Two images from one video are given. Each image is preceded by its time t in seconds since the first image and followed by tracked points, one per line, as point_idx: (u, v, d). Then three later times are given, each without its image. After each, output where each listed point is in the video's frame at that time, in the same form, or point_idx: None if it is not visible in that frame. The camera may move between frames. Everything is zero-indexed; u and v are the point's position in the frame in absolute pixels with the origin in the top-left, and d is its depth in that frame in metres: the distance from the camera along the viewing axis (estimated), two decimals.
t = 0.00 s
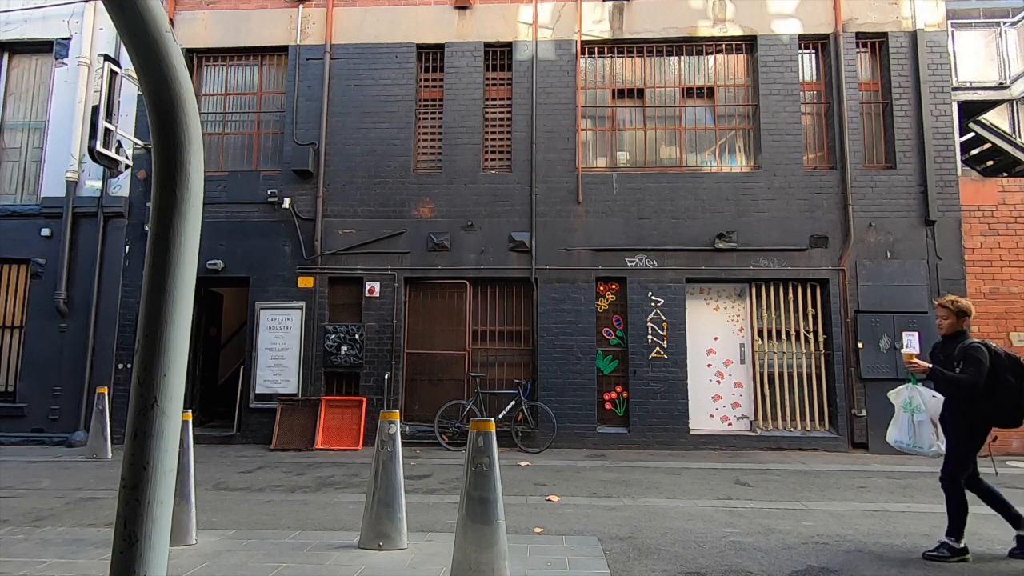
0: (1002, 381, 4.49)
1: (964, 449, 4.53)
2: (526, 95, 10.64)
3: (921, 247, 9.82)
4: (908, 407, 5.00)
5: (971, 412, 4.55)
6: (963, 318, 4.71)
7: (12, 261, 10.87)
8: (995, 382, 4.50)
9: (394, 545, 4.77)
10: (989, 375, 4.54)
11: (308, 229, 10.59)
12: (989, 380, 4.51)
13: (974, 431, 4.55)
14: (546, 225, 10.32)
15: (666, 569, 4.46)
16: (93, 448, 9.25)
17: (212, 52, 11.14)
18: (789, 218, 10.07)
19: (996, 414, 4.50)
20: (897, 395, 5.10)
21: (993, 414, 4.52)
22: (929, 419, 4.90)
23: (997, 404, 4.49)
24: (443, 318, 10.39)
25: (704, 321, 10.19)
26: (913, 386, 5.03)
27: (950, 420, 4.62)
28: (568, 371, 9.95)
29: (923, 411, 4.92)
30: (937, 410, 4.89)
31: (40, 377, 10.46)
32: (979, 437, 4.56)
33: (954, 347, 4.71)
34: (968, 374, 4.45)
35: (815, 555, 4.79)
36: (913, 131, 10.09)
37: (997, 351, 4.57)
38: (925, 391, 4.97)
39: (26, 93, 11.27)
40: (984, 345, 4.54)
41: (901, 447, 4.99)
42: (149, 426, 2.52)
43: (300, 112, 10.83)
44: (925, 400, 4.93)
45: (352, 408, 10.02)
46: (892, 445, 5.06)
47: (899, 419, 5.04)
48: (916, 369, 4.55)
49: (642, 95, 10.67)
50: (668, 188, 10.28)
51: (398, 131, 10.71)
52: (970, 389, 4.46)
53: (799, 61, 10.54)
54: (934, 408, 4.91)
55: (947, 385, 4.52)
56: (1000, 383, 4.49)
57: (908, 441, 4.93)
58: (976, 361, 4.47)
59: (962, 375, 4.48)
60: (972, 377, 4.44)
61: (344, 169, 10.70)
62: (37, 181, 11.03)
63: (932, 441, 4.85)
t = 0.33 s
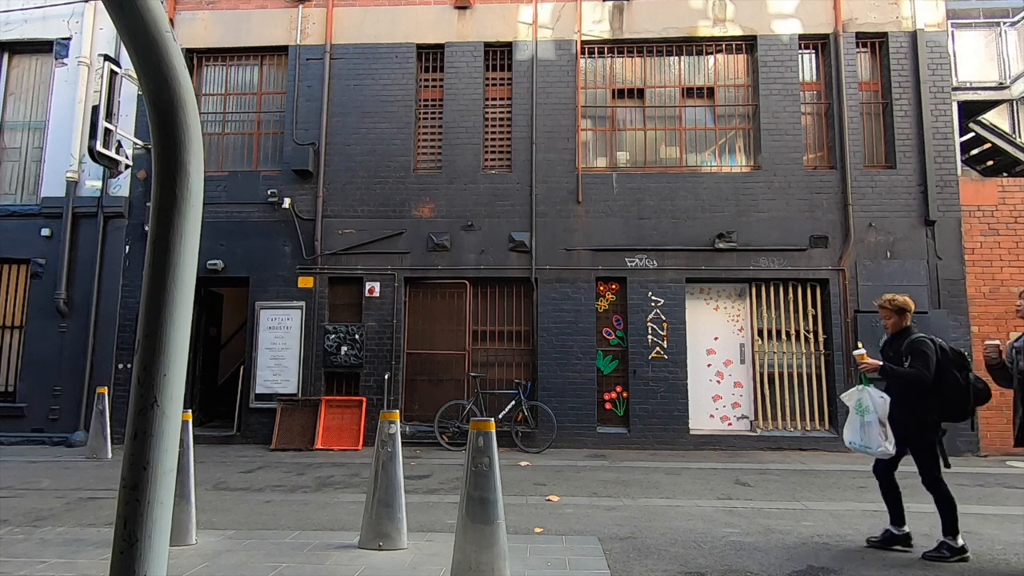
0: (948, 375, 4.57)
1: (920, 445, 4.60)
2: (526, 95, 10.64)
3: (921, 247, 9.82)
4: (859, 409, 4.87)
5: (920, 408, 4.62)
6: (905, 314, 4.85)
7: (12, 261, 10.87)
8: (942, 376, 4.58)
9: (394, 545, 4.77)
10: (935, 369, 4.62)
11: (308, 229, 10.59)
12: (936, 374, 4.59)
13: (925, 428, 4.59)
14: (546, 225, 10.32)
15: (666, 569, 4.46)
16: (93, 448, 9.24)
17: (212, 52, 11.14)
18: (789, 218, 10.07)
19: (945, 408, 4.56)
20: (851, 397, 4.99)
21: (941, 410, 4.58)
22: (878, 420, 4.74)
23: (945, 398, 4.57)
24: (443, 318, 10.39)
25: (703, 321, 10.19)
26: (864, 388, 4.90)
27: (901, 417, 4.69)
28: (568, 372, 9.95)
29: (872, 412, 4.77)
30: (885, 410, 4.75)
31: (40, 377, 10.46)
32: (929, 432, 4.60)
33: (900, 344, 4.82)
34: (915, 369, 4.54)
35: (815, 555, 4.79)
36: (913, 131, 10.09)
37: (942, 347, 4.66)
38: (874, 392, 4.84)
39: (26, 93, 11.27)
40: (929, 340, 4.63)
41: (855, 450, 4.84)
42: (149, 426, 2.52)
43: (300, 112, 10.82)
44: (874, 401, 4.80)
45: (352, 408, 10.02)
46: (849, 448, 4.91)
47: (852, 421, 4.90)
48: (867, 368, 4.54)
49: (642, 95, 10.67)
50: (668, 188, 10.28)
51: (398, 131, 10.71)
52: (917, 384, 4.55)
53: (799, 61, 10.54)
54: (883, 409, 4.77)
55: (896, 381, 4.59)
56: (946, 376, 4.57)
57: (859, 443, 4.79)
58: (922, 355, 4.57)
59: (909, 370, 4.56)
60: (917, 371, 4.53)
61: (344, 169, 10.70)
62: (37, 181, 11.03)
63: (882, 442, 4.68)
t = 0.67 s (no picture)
0: (890, 377, 4.68)
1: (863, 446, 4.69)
2: (526, 95, 10.65)
3: (921, 247, 9.82)
4: (808, 413, 4.95)
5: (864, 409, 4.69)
6: (851, 318, 4.92)
7: (12, 261, 10.87)
8: (885, 378, 4.68)
9: (394, 545, 4.77)
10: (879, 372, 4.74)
11: (308, 229, 10.59)
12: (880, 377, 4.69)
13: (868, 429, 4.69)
14: (546, 225, 10.32)
15: (666, 569, 4.45)
16: (93, 448, 9.24)
17: (212, 52, 11.14)
18: (789, 218, 10.07)
19: (888, 409, 4.65)
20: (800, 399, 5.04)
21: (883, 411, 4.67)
22: (826, 424, 4.85)
23: (887, 399, 4.65)
24: (443, 319, 10.39)
25: (703, 321, 10.19)
26: (813, 392, 4.97)
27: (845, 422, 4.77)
28: (568, 372, 9.95)
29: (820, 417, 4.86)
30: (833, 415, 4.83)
31: (40, 377, 10.46)
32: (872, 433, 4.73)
33: (845, 348, 4.92)
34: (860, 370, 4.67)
35: (815, 555, 4.79)
36: (913, 131, 10.09)
37: (886, 350, 4.78)
38: (823, 397, 4.91)
39: (26, 93, 11.26)
40: (874, 342, 4.74)
41: (804, 452, 4.95)
42: (149, 426, 2.52)
43: (300, 112, 10.82)
44: (822, 406, 4.86)
45: (352, 408, 10.02)
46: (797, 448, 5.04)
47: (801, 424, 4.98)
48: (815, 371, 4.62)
49: (642, 95, 10.67)
50: (668, 188, 10.28)
51: (399, 131, 10.71)
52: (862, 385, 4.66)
53: (799, 61, 10.54)
54: (831, 414, 4.85)
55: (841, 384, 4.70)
56: (889, 378, 4.68)
57: (807, 446, 4.89)
58: (867, 356, 4.69)
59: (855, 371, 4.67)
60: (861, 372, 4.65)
61: (344, 169, 10.70)
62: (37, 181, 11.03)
63: (828, 446, 4.82)
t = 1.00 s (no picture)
0: (842, 378, 4.81)
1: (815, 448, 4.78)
2: (526, 94, 10.65)
3: (921, 247, 9.83)
4: (759, 417, 5.17)
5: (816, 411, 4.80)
6: (806, 321, 5.05)
7: (12, 261, 10.87)
8: (836, 380, 4.81)
9: (394, 545, 4.77)
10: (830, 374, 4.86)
11: (308, 229, 10.59)
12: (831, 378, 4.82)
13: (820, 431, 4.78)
14: (546, 225, 10.31)
15: (666, 569, 4.45)
16: (93, 448, 9.24)
17: (212, 52, 11.15)
18: (789, 218, 10.07)
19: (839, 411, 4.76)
20: (753, 404, 5.29)
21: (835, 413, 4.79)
22: (777, 428, 5.10)
23: (837, 401, 4.76)
24: (443, 319, 10.39)
25: (703, 321, 10.19)
26: (765, 397, 5.20)
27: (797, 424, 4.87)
28: (568, 372, 9.95)
29: (770, 420, 5.11)
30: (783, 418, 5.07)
31: (40, 377, 10.46)
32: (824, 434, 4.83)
33: (799, 350, 5.03)
34: (812, 373, 4.77)
35: (815, 555, 4.79)
36: (913, 131, 10.09)
37: (838, 352, 4.92)
38: (774, 403, 5.16)
39: (26, 93, 11.26)
40: (827, 344, 4.87)
41: (753, 455, 5.17)
42: (149, 426, 2.52)
43: (300, 112, 10.82)
44: (774, 410, 5.11)
45: (352, 408, 10.02)
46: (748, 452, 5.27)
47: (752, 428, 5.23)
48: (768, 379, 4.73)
49: (642, 95, 10.67)
50: (668, 188, 10.28)
51: (399, 131, 10.71)
52: (814, 388, 4.76)
53: (799, 61, 10.54)
54: (782, 418, 5.10)
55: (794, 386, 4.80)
56: (840, 380, 4.81)
57: (757, 449, 5.12)
58: (820, 359, 4.79)
59: (807, 374, 4.78)
60: (814, 375, 4.76)
61: (344, 169, 10.70)
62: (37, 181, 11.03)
63: (778, 449, 5.04)
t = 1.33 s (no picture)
0: (791, 377, 4.88)
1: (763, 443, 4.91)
2: (526, 94, 10.65)
3: (921, 247, 9.82)
4: (713, 415, 5.31)
5: (766, 407, 4.94)
6: (756, 321, 5.17)
7: (12, 261, 10.87)
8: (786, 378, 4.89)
9: (394, 545, 4.77)
10: (781, 371, 4.94)
11: (308, 229, 10.58)
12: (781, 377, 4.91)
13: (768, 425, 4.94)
14: (546, 225, 10.31)
15: (665, 569, 4.45)
16: (93, 448, 9.24)
17: (212, 52, 11.15)
18: (789, 218, 10.07)
19: (786, 407, 4.87)
20: (705, 402, 5.42)
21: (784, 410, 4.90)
22: (730, 426, 5.25)
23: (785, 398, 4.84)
24: (443, 319, 10.39)
25: (704, 321, 10.19)
26: (716, 395, 5.35)
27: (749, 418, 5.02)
28: (568, 372, 9.95)
29: (724, 417, 5.26)
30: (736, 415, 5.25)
31: (40, 377, 10.46)
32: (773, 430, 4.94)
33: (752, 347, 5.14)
34: (759, 370, 4.85)
35: (815, 555, 4.79)
36: (913, 131, 10.09)
37: (789, 351, 4.99)
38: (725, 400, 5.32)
39: (26, 93, 11.26)
40: (777, 343, 4.94)
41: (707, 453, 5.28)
42: (149, 427, 2.51)
43: (300, 112, 10.82)
44: (727, 408, 5.28)
45: (352, 408, 10.02)
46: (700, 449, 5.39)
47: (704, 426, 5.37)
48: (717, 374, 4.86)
49: (642, 95, 10.67)
50: (668, 188, 10.28)
51: (399, 131, 10.71)
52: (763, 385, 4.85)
53: (799, 61, 10.54)
54: (733, 415, 5.28)
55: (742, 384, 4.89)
56: (790, 378, 4.88)
57: (712, 447, 5.25)
58: (768, 357, 4.87)
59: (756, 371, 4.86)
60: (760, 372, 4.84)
61: (344, 169, 10.70)
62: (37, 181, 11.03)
63: (732, 445, 5.22)
